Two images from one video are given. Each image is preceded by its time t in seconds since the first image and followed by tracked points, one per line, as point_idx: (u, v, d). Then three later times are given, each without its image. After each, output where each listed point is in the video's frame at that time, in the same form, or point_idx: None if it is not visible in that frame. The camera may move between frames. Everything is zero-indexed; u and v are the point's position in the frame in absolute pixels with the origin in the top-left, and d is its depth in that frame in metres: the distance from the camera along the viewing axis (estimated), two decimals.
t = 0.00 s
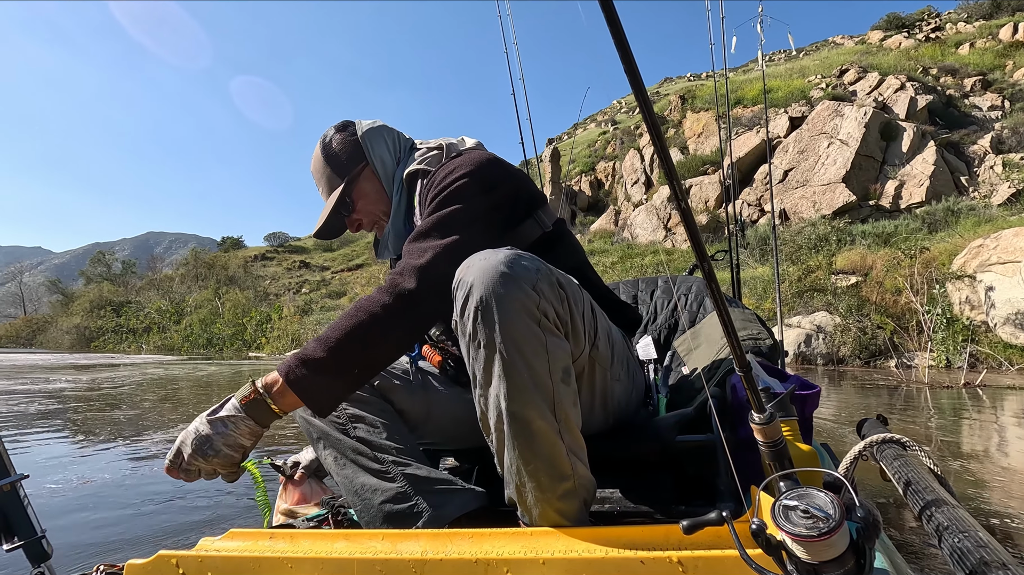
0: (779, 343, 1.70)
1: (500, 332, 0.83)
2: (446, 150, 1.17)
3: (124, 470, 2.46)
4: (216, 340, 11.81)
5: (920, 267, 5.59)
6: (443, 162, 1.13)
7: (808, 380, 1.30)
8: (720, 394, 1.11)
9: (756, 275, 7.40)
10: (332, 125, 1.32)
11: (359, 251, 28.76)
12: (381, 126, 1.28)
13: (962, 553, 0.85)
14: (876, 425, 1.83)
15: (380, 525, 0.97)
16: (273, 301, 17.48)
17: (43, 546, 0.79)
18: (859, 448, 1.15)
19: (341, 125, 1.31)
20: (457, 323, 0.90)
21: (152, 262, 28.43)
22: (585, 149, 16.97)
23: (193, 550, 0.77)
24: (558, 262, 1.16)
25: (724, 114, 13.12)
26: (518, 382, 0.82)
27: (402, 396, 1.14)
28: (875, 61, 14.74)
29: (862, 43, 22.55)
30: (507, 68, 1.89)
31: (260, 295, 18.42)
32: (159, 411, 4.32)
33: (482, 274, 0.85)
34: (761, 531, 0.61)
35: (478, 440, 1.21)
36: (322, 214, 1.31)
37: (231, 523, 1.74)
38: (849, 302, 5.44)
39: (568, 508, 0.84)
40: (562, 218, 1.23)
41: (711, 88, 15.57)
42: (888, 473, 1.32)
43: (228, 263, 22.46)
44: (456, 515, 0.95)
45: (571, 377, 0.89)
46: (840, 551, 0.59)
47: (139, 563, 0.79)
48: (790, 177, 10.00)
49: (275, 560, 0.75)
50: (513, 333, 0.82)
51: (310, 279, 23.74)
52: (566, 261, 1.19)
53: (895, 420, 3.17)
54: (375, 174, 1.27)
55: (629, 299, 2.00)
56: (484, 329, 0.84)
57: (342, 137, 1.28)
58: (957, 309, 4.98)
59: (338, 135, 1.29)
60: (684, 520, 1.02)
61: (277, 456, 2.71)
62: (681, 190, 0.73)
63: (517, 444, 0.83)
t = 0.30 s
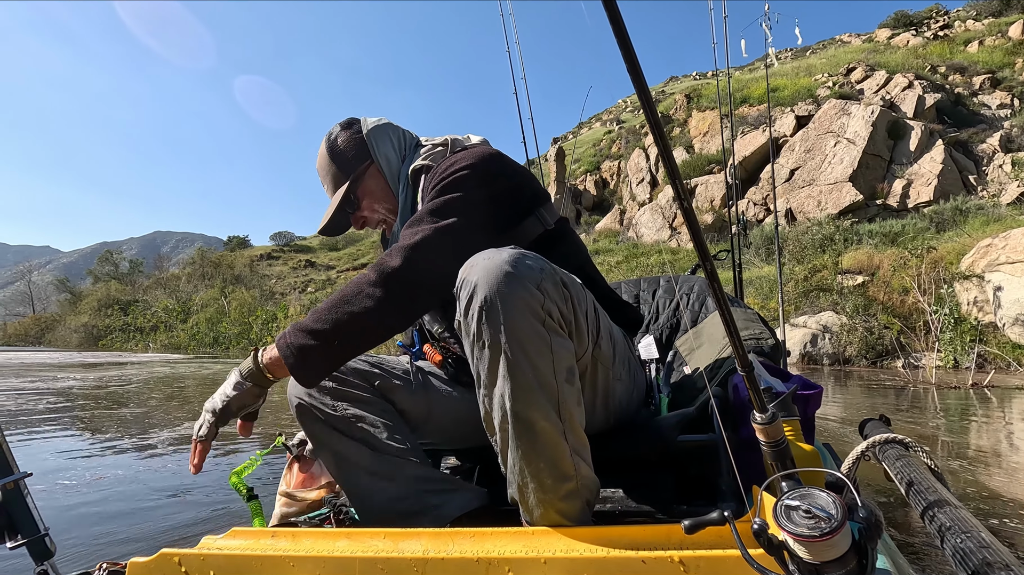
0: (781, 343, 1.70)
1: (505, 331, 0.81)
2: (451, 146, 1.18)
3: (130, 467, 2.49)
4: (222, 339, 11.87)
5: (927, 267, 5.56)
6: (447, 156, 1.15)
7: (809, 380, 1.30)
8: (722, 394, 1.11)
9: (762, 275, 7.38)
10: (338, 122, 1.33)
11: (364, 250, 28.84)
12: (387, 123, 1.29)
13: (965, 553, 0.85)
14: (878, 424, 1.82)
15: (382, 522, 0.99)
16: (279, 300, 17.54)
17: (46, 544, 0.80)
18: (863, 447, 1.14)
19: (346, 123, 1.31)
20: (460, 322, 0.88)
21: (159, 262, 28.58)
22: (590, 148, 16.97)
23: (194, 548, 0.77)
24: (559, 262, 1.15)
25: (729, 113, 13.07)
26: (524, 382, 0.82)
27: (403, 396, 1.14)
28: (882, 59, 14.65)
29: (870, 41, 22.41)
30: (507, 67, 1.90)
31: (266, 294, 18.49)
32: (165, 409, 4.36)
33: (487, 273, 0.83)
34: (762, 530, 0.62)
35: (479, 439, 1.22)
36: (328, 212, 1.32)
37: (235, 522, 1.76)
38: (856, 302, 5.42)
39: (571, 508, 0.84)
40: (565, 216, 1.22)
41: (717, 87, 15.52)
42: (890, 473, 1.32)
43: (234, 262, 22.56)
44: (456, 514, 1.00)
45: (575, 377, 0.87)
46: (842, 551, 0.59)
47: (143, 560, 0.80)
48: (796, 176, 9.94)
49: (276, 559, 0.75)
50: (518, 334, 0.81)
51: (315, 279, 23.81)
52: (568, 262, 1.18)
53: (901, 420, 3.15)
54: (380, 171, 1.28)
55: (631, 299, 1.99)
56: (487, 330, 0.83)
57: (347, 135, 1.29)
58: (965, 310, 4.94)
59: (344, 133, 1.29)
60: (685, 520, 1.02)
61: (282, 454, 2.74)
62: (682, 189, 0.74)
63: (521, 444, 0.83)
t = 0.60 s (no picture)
0: (782, 343, 1.71)
1: (479, 339, 0.82)
2: (458, 139, 1.17)
3: (137, 465, 2.52)
4: (228, 337, 11.93)
5: (934, 267, 5.53)
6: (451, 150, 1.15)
7: (811, 380, 1.30)
8: (723, 395, 1.11)
9: (767, 275, 7.35)
10: (362, 108, 1.32)
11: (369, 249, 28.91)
12: (408, 111, 1.28)
13: (967, 553, 0.85)
14: (880, 424, 1.81)
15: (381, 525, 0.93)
16: (284, 299, 17.58)
17: (47, 546, 0.81)
18: (864, 447, 1.14)
19: (370, 110, 1.31)
20: (438, 333, 0.89)
21: (165, 260, 28.71)
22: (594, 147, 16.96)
23: (196, 549, 0.77)
24: (557, 264, 1.11)
25: (735, 112, 13.03)
26: (501, 388, 0.82)
27: (401, 397, 1.10)
28: (890, 58, 14.58)
29: (877, 39, 22.29)
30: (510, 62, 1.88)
31: (271, 293, 18.55)
32: (171, 407, 4.40)
33: (457, 285, 0.84)
34: (764, 531, 0.63)
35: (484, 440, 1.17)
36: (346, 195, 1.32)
37: (241, 521, 1.78)
38: (862, 302, 5.40)
39: (562, 508, 0.84)
40: (570, 215, 1.19)
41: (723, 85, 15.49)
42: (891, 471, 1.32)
43: (240, 261, 22.65)
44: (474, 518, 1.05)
45: (555, 380, 0.88)
46: (844, 551, 0.59)
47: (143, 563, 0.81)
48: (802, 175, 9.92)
49: (278, 559, 0.75)
50: (492, 341, 0.82)
51: (320, 278, 23.86)
52: (572, 259, 1.14)
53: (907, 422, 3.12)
54: (398, 158, 1.28)
55: (633, 300, 2.07)
56: (461, 340, 0.83)
57: (370, 121, 1.29)
58: (972, 310, 4.89)
59: (367, 119, 1.29)
60: (688, 521, 0.98)
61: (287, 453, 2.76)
62: (682, 189, 0.74)
63: (505, 449, 0.83)
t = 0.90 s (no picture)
0: (782, 343, 1.71)
1: (456, 342, 0.81)
2: (467, 132, 1.18)
3: (143, 466, 2.54)
4: (232, 338, 11.97)
5: (940, 266, 5.51)
6: (461, 141, 1.16)
7: (811, 380, 1.31)
8: (724, 396, 1.11)
9: (772, 275, 7.33)
10: (376, 104, 1.32)
11: (373, 250, 28.96)
12: (422, 105, 1.29)
13: (966, 554, 0.84)
14: (880, 424, 1.80)
15: (381, 521, 0.93)
16: (288, 300, 17.61)
17: (48, 543, 0.80)
18: (863, 447, 1.14)
19: (384, 104, 1.31)
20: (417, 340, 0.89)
21: (170, 262, 28.82)
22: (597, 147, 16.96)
23: (195, 547, 0.76)
24: (561, 259, 1.12)
25: (739, 112, 13.02)
26: (480, 390, 0.82)
27: (401, 394, 1.10)
28: (894, 56, 14.53)
29: (881, 38, 22.23)
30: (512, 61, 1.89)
31: (275, 294, 18.62)
32: (176, 407, 4.43)
33: (429, 291, 0.83)
34: (763, 531, 0.62)
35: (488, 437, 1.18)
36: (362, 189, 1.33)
37: (245, 521, 1.79)
38: (867, 301, 5.38)
39: (551, 507, 0.83)
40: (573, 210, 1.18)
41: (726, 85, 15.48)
42: (891, 472, 1.32)
43: (244, 262, 22.74)
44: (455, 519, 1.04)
45: (538, 379, 0.87)
46: (843, 552, 0.59)
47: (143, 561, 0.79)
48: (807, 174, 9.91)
49: (278, 558, 0.74)
50: (468, 344, 0.81)
51: (324, 278, 23.89)
52: (574, 258, 1.14)
53: (911, 422, 3.12)
54: (412, 150, 1.28)
55: (633, 300, 2.11)
56: (439, 344, 0.82)
57: (384, 116, 1.29)
58: (978, 309, 4.87)
59: (381, 113, 1.29)
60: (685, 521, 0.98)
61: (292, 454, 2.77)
62: (682, 189, 0.74)
63: (488, 449, 0.82)
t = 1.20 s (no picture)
0: (782, 343, 1.73)
1: (455, 341, 0.80)
2: (470, 131, 1.18)
3: (146, 465, 2.56)
4: (235, 339, 12.01)
5: (943, 266, 5.50)
6: (464, 141, 1.16)
7: (810, 380, 1.32)
8: (723, 395, 1.11)
9: (774, 275, 7.34)
10: (377, 104, 1.33)
11: (375, 251, 28.98)
12: (423, 105, 1.30)
13: (964, 555, 0.85)
14: (879, 426, 1.80)
15: (380, 519, 0.94)
16: (290, 300, 17.65)
17: (46, 540, 0.80)
18: (862, 448, 1.15)
19: (386, 105, 1.32)
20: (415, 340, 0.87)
21: (173, 262, 28.91)
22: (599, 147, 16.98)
23: (195, 544, 0.74)
24: (562, 260, 1.12)
25: (741, 112, 13.03)
26: (479, 389, 0.80)
27: (402, 393, 1.11)
28: (897, 55, 14.50)
29: (884, 37, 22.18)
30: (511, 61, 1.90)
31: (278, 294, 18.66)
32: (179, 407, 4.45)
33: (429, 289, 0.82)
34: (762, 530, 0.61)
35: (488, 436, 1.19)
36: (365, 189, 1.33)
37: (247, 521, 1.80)
38: (870, 301, 5.38)
39: (551, 507, 0.81)
40: (574, 210, 1.18)
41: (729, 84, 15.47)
42: (890, 473, 1.33)
43: (247, 263, 22.79)
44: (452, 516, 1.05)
45: (538, 378, 0.85)
46: (841, 552, 0.58)
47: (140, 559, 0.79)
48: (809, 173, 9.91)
49: (275, 556, 0.72)
50: (468, 343, 0.79)
51: (326, 279, 23.91)
52: (577, 257, 1.14)
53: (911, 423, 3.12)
54: (414, 150, 1.29)
55: (633, 299, 2.14)
56: (438, 343, 0.81)
57: (385, 116, 1.30)
58: (981, 308, 4.83)
59: (383, 114, 1.30)
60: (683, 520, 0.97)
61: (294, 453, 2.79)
62: (682, 188, 0.74)
63: (487, 450, 0.81)
